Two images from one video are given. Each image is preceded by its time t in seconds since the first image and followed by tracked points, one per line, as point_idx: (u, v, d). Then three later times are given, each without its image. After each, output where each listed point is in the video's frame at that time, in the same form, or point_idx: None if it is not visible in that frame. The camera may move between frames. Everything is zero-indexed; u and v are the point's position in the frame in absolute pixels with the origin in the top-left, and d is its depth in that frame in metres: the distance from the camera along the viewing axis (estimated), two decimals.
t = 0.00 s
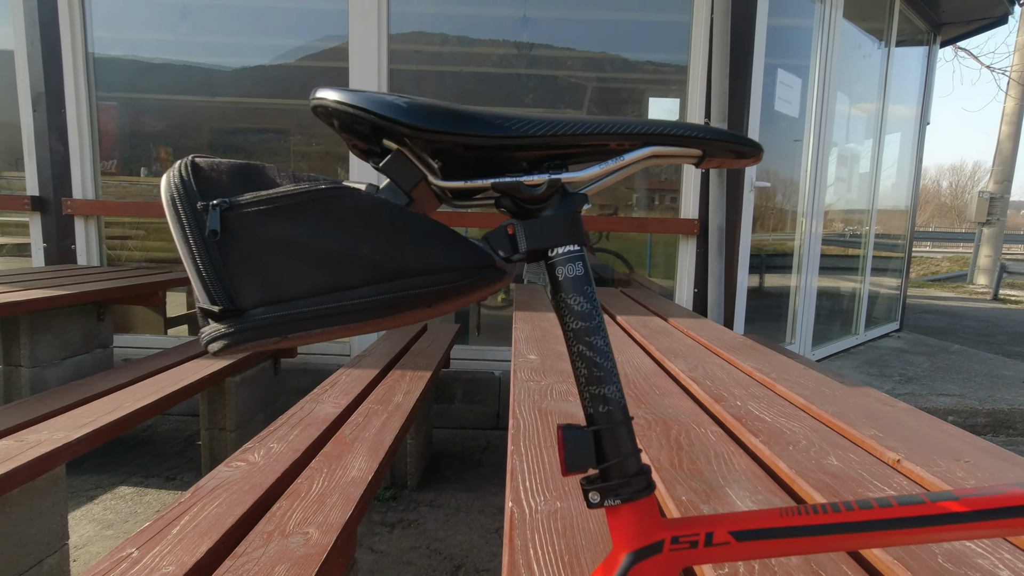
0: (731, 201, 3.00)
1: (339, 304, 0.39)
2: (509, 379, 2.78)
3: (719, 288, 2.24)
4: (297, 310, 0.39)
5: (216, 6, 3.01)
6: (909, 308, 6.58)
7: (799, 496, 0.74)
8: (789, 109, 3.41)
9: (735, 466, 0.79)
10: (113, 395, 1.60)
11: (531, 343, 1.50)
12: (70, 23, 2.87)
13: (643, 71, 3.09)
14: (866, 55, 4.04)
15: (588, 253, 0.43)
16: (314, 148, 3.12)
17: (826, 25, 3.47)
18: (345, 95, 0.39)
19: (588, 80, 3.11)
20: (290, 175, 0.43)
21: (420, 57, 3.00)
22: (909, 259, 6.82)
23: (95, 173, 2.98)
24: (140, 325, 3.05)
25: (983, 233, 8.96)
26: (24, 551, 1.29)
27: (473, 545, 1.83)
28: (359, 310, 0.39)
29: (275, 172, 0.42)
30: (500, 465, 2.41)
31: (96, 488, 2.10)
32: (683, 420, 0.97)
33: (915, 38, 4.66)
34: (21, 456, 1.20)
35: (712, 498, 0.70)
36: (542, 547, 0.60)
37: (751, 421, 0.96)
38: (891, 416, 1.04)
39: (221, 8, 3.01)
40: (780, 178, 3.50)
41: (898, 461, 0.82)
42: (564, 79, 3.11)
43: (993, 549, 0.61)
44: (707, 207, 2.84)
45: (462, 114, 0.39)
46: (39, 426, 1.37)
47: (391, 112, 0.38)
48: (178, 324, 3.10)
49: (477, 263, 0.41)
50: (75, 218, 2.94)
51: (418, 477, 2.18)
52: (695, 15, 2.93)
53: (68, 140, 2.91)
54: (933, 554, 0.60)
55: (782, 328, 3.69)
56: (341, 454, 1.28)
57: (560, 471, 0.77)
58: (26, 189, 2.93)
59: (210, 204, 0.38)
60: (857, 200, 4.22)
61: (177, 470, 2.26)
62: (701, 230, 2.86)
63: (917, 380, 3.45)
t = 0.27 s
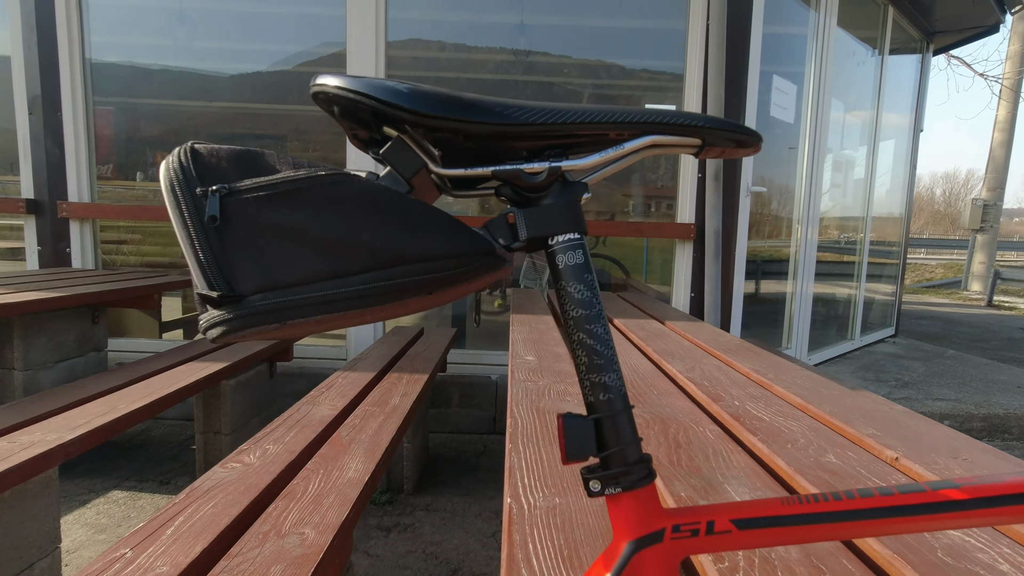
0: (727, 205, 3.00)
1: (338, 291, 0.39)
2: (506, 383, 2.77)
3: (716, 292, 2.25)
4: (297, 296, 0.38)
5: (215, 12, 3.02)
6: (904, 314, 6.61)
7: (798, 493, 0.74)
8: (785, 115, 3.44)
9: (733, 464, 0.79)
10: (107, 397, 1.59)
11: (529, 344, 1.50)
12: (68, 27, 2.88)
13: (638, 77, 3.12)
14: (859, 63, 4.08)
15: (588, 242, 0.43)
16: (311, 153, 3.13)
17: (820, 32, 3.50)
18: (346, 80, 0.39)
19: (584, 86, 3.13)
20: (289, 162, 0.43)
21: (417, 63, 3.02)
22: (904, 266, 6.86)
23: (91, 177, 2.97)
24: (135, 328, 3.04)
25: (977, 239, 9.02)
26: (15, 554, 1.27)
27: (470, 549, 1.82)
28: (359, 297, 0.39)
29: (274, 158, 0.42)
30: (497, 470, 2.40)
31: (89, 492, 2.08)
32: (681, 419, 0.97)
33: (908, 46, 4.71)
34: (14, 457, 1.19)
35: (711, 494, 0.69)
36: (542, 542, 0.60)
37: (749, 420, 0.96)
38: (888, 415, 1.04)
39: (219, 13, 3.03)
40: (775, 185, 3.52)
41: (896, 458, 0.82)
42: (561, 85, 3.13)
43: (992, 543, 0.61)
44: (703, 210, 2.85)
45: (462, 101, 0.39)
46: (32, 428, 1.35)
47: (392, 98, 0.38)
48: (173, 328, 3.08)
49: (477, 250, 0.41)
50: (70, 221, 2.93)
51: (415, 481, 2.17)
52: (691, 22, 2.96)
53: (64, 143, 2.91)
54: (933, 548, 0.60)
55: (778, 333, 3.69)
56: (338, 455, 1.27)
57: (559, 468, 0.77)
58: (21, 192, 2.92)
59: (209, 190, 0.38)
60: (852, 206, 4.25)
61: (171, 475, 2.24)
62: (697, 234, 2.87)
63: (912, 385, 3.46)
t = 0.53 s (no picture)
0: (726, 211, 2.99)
1: (338, 284, 0.38)
2: (504, 388, 2.76)
3: (714, 297, 2.25)
4: (296, 289, 0.38)
5: (213, 17, 3.03)
6: (901, 320, 6.63)
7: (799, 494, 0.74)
8: (782, 121, 3.46)
9: (733, 465, 0.79)
10: (103, 401, 1.58)
11: (527, 348, 1.49)
12: (67, 32, 2.89)
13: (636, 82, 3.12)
14: (856, 70, 4.11)
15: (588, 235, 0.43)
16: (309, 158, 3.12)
17: (816, 39, 3.53)
18: (346, 72, 0.39)
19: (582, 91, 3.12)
20: (290, 154, 0.42)
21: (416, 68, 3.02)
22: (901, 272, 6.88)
23: (88, 181, 2.96)
24: (131, 333, 3.02)
25: (973, 246, 9.05)
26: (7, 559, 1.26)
27: (467, 555, 1.81)
28: (359, 289, 0.39)
29: (275, 152, 0.42)
30: (495, 475, 2.39)
31: (82, 498, 2.06)
32: (680, 421, 0.97)
33: (903, 53, 4.74)
34: (8, 460, 1.18)
35: (711, 494, 0.69)
36: (541, 542, 0.59)
37: (748, 422, 0.96)
38: (888, 416, 1.04)
39: (218, 18, 3.03)
40: (773, 190, 3.53)
41: (896, 460, 0.81)
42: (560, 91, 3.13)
43: (994, 543, 0.61)
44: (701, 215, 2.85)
45: (464, 93, 0.39)
46: (27, 431, 1.34)
47: (393, 89, 0.38)
48: (169, 333, 3.07)
49: (478, 242, 0.41)
50: (67, 225, 2.92)
51: (412, 486, 2.15)
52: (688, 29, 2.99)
53: (62, 147, 2.91)
54: (934, 548, 0.60)
55: (776, 339, 3.70)
56: (335, 458, 1.27)
57: (558, 469, 0.77)
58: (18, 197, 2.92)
59: (209, 182, 0.38)
60: (849, 212, 4.26)
61: (166, 480, 2.23)
62: (695, 238, 2.88)
63: (910, 390, 3.46)
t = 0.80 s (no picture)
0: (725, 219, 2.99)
1: (338, 306, 0.39)
2: (503, 395, 2.76)
3: (714, 304, 2.25)
4: (297, 310, 0.38)
5: (215, 25, 3.05)
6: (901, 326, 6.63)
7: (799, 509, 0.74)
8: (781, 129, 3.47)
9: (733, 478, 0.79)
10: (102, 409, 1.58)
11: (527, 357, 1.49)
12: (68, 39, 2.90)
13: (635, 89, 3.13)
14: (854, 77, 4.13)
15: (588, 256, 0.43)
16: (309, 165, 3.13)
17: (815, 48, 3.55)
18: (346, 95, 0.39)
19: (582, 98, 3.14)
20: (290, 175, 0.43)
21: (416, 75, 3.01)
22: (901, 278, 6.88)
23: (89, 188, 2.97)
24: (130, 339, 3.02)
25: (972, 252, 9.06)
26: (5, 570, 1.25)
27: (466, 564, 1.80)
28: (359, 311, 0.39)
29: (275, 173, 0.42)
30: (494, 483, 2.38)
31: (81, 506, 2.05)
32: (680, 433, 0.97)
33: (902, 61, 4.76)
34: (6, 470, 1.18)
35: (710, 510, 0.69)
36: (540, 559, 0.59)
37: (748, 434, 0.96)
38: (888, 428, 1.04)
39: (220, 26, 3.05)
40: (772, 196, 3.54)
41: (896, 473, 0.81)
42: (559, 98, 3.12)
43: (995, 560, 0.61)
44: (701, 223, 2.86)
45: (464, 116, 0.39)
46: (25, 440, 1.34)
47: (393, 112, 0.38)
48: (168, 339, 3.06)
49: (478, 264, 0.41)
50: (67, 232, 2.93)
51: (411, 494, 2.15)
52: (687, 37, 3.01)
53: (63, 153, 2.92)
54: (935, 566, 0.59)
55: (776, 345, 3.69)
56: (334, 469, 1.26)
57: (557, 483, 0.76)
58: (18, 204, 2.92)
59: (209, 203, 0.38)
60: (849, 218, 4.27)
61: (164, 488, 2.22)
62: (695, 245, 2.88)
63: (910, 397, 3.46)
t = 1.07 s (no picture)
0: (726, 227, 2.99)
1: (336, 343, 0.39)
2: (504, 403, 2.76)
3: (714, 313, 2.25)
4: (295, 347, 0.39)
5: (217, 32, 3.07)
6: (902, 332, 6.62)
7: (795, 530, 0.74)
8: (781, 137, 3.48)
9: (730, 498, 0.79)
10: (102, 420, 1.58)
11: (526, 369, 1.49)
12: (72, 45, 2.91)
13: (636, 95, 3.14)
14: (855, 85, 4.14)
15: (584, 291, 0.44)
16: (311, 170, 3.14)
17: (815, 55, 3.56)
18: (346, 135, 0.40)
19: (583, 105, 3.15)
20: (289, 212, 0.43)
21: (418, 81, 3.01)
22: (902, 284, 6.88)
23: (91, 194, 2.97)
24: (132, 345, 3.03)
25: (973, 258, 9.05)
26: None
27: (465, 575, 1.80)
28: (357, 348, 0.39)
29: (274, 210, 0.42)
30: (494, 491, 2.38)
31: (81, 515, 2.05)
32: (678, 450, 0.97)
33: (902, 68, 4.77)
34: (7, 483, 1.18)
35: (708, 532, 0.69)
36: None
37: (747, 451, 0.96)
38: (886, 445, 1.04)
39: (223, 33, 3.06)
40: (773, 201, 3.54)
41: (894, 493, 0.81)
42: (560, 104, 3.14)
43: None
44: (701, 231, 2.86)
45: (461, 155, 0.40)
46: (26, 452, 1.34)
47: (391, 153, 0.38)
48: (169, 345, 3.07)
49: (474, 300, 0.41)
50: (69, 239, 2.93)
51: (411, 503, 2.15)
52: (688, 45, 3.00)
53: (65, 160, 2.93)
54: None
55: (776, 353, 3.69)
56: (333, 482, 1.26)
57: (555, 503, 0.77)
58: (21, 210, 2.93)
59: (210, 241, 0.38)
60: (849, 225, 4.28)
61: (164, 496, 2.22)
62: (695, 254, 2.88)
63: (911, 405, 3.45)
